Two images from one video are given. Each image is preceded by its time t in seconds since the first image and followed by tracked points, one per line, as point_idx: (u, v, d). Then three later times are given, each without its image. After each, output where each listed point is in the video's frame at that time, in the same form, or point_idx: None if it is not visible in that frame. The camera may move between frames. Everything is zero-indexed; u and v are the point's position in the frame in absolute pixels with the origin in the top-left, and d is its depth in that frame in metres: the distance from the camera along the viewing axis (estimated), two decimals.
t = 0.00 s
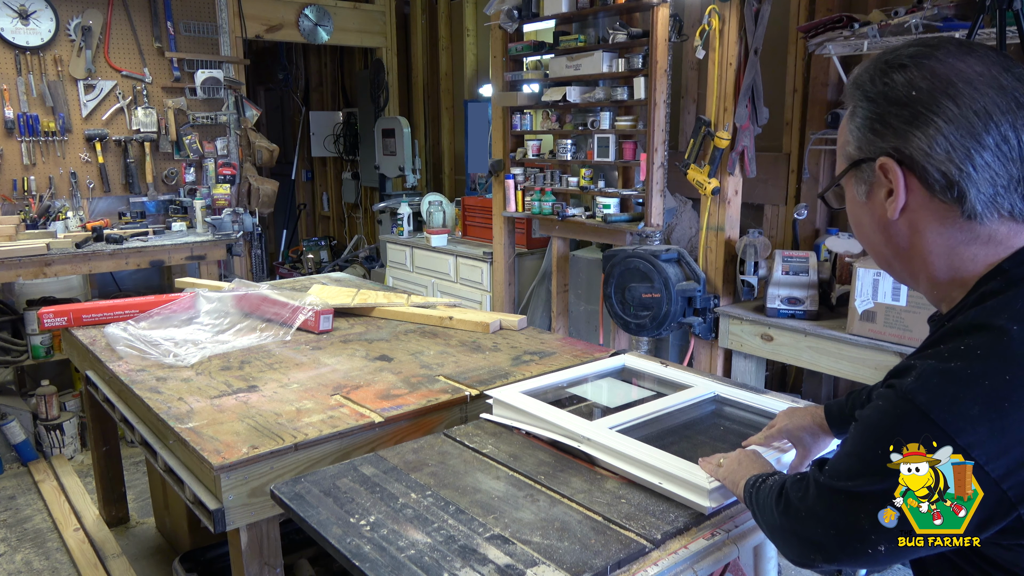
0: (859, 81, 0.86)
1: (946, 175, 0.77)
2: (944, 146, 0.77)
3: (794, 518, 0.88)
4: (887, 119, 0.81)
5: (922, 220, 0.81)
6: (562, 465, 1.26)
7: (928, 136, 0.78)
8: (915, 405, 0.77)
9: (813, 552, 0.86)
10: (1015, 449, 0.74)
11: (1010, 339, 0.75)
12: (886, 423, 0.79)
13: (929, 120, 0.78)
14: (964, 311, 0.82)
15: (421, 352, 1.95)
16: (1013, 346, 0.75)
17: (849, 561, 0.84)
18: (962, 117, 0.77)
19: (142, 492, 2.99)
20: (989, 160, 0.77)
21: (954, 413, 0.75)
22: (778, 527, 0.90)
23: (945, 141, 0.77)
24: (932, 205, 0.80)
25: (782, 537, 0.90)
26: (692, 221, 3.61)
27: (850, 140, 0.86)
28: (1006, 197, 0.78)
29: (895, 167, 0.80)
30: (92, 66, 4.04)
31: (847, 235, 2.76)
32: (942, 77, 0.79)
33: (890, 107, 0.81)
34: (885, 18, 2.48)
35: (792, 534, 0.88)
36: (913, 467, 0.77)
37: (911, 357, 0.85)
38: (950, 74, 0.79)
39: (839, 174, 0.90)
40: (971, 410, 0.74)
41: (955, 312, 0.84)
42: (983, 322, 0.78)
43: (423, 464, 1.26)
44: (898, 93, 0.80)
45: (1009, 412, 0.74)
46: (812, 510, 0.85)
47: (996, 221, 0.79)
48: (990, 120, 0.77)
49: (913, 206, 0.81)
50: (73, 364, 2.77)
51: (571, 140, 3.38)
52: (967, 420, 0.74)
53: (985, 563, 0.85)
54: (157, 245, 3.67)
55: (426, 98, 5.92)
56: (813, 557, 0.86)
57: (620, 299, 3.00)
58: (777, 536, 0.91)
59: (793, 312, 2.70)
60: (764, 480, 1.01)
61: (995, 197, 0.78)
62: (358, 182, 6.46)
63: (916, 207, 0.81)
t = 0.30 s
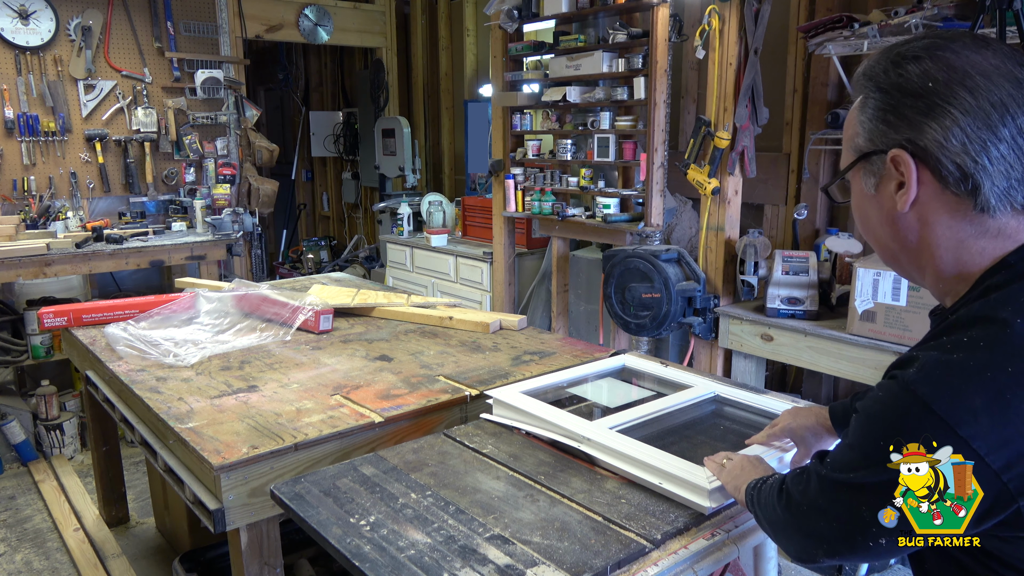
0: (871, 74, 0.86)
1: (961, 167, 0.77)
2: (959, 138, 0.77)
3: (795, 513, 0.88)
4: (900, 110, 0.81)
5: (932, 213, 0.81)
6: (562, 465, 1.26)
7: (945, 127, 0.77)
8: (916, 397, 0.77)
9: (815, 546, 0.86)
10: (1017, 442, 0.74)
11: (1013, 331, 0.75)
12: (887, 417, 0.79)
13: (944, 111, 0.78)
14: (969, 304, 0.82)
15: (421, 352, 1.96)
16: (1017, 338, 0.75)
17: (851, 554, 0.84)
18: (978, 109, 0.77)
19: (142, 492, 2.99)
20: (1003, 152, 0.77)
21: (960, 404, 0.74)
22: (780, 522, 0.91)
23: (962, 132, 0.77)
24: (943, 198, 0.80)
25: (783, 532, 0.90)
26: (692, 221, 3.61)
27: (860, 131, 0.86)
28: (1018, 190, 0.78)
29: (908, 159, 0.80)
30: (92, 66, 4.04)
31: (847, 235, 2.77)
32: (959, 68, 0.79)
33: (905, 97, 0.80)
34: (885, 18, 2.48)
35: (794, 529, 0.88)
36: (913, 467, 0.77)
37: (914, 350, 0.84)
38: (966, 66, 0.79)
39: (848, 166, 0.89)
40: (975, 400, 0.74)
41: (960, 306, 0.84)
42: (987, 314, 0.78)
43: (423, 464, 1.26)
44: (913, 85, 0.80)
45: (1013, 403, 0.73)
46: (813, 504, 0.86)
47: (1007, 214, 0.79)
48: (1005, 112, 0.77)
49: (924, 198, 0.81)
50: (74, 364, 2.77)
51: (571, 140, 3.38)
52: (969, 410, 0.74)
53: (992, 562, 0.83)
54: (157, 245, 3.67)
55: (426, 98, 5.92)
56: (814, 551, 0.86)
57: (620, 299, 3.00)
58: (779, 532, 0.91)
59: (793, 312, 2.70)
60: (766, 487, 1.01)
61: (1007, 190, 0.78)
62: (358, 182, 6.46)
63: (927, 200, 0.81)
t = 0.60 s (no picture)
0: (872, 72, 0.86)
1: (961, 163, 0.77)
2: (960, 134, 0.77)
3: (794, 508, 0.89)
4: (901, 108, 0.81)
5: (933, 210, 0.81)
6: (562, 465, 1.26)
7: (945, 123, 0.77)
8: (911, 391, 0.77)
9: (815, 543, 0.86)
10: (1013, 434, 0.74)
11: (1011, 326, 0.75)
12: (883, 412, 0.79)
13: (944, 109, 0.78)
14: (966, 300, 0.82)
15: (421, 352, 1.95)
16: (1013, 333, 0.75)
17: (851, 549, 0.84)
18: (979, 105, 0.77)
19: (141, 492, 2.99)
20: (1003, 148, 0.77)
21: (955, 398, 0.74)
22: (779, 518, 0.91)
23: (962, 128, 0.77)
24: (944, 192, 0.80)
25: (782, 528, 0.90)
26: (692, 221, 3.61)
27: (862, 129, 0.86)
28: (1018, 186, 0.78)
29: (909, 155, 0.80)
30: (92, 66, 4.04)
31: (847, 235, 2.77)
32: (959, 65, 0.79)
33: (906, 95, 0.81)
34: (885, 18, 2.48)
35: (793, 526, 0.88)
36: (913, 467, 0.77)
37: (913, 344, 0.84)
38: (967, 63, 0.79)
39: (849, 164, 0.89)
40: (970, 394, 0.74)
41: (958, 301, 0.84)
42: (985, 309, 0.78)
43: (423, 464, 1.26)
44: (913, 82, 0.80)
45: (1008, 397, 0.73)
46: (811, 500, 0.86)
47: (1007, 210, 0.79)
48: (1005, 109, 0.77)
49: (925, 194, 0.81)
50: (73, 364, 2.77)
51: (571, 140, 3.38)
52: (966, 404, 0.74)
53: (997, 561, 0.82)
54: (157, 245, 3.67)
55: (425, 98, 5.92)
56: (814, 548, 0.87)
57: (620, 299, 3.00)
58: (778, 529, 0.91)
59: (793, 312, 2.70)
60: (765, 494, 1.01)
61: (1008, 186, 0.78)
62: (358, 182, 6.46)
63: (928, 195, 0.81)
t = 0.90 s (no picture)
0: (890, 67, 0.85)
1: (981, 161, 0.77)
2: (981, 131, 0.77)
3: (797, 508, 0.88)
4: (920, 103, 0.80)
5: (949, 207, 0.81)
6: (562, 465, 1.26)
7: (965, 120, 0.77)
8: (919, 392, 0.76)
9: (818, 542, 0.86)
10: (1019, 437, 0.74)
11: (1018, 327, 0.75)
12: (890, 412, 0.78)
13: (965, 105, 0.77)
14: (978, 300, 0.82)
15: (421, 352, 1.95)
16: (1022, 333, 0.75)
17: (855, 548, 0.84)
18: (1000, 102, 0.77)
19: (142, 492, 2.99)
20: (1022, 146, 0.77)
21: (963, 398, 0.74)
22: (783, 517, 0.91)
23: (983, 125, 0.77)
24: (961, 190, 0.80)
25: (786, 527, 0.90)
26: (692, 221, 3.61)
27: (879, 124, 0.86)
28: None
29: (927, 152, 0.80)
30: (92, 66, 4.04)
31: (847, 235, 2.77)
32: (981, 60, 0.78)
33: (926, 90, 0.80)
34: (885, 18, 2.48)
35: (797, 525, 0.88)
36: (913, 467, 0.77)
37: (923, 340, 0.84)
38: (990, 59, 0.78)
39: (866, 158, 0.89)
40: (978, 394, 0.74)
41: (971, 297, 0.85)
42: (994, 310, 0.78)
43: (423, 464, 1.26)
44: (933, 76, 0.80)
45: (1015, 398, 0.73)
46: (815, 499, 0.86)
47: None
48: None
49: (942, 191, 0.81)
50: (73, 364, 2.77)
51: (571, 140, 3.38)
52: (972, 405, 0.74)
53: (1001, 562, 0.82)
54: (157, 245, 3.67)
55: (426, 98, 5.92)
56: (818, 547, 0.86)
57: (620, 299, 3.00)
58: (782, 528, 0.91)
59: (793, 312, 2.70)
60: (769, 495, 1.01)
61: None
62: (358, 182, 6.46)
63: (945, 193, 0.81)
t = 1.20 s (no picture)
0: (885, 63, 0.85)
1: (971, 149, 0.77)
2: (972, 121, 0.77)
3: (810, 502, 0.86)
4: (913, 94, 0.80)
5: (940, 194, 0.81)
6: (562, 465, 1.26)
7: (957, 110, 0.77)
8: (922, 355, 0.76)
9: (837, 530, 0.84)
10: None
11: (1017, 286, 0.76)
12: (890, 382, 0.78)
13: (957, 97, 0.77)
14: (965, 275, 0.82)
15: (421, 352, 1.95)
16: None
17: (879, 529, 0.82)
18: (990, 94, 0.77)
19: (141, 492, 2.99)
20: (1011, 134, 0.77)
21: (975, 354, 0.74)
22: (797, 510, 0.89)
23: (974, 116, 0.77)
24: (952, 176, 0.79)
25: (800, 520, 0.88)
26: (692, 221, 3.61)
27: (873, 115, 0.85)
28: (1019, 172, 0.79)
29: (921, 140, 0.79)
30: (92, 66, 4.04)
31: (847, 235, 2.77)
32: (973, 58, 0.78)
33: (919, 84, 0.80)
34: (885, 18, 2.48)
35: (813, 518, 0.86)
36: (913, 467, 0.78)
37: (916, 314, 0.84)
38: (978, 56, 0.78)
39: (858, 149, 0.88)
40: (990, 349, 0.74)
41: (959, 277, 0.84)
42: (987, 277, 0.78)
43: (423, 464, 1.26)
44: (926, 70, 0.79)
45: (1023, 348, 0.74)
46: (828, 489, 0.84)
47: (1009, 192, 0.79)
48: (1013, 100, 0.77)
49: (933, 178, 0.80)
50: (74, 363, 2.77)
51: (571, 140, 3.38)
52: (983, 358, 0.74)
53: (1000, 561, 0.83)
54: (157, 245, 3.67)
55: (425, 98, 5.92)
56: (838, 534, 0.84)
57: (620, 299, 3.00)
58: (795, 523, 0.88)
59: (793, 312, 2.71)
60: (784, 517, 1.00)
61: (1012, 172, 0.78)
62: (358, 182, 6.45)
63: (936, 180, 0.80)
